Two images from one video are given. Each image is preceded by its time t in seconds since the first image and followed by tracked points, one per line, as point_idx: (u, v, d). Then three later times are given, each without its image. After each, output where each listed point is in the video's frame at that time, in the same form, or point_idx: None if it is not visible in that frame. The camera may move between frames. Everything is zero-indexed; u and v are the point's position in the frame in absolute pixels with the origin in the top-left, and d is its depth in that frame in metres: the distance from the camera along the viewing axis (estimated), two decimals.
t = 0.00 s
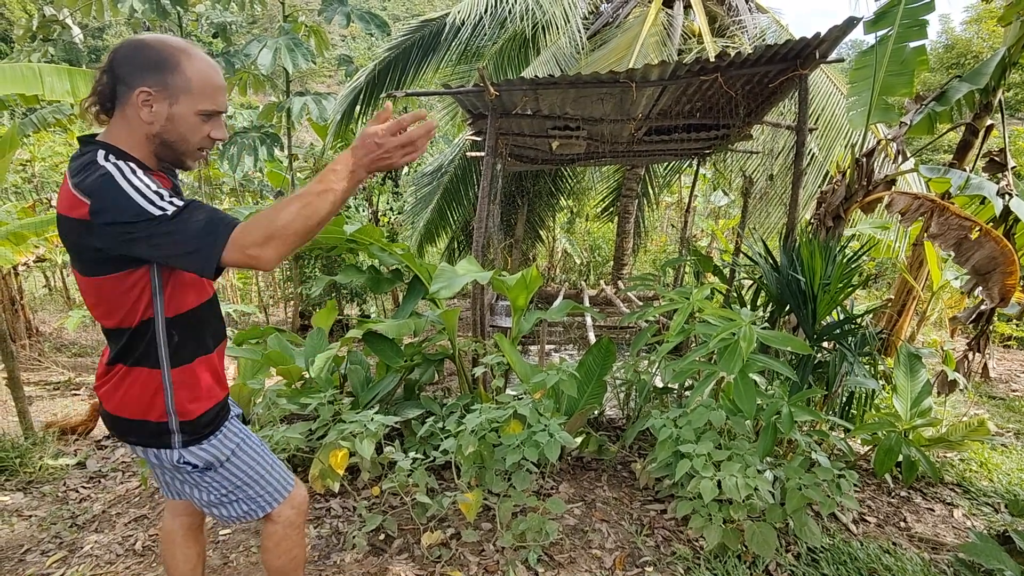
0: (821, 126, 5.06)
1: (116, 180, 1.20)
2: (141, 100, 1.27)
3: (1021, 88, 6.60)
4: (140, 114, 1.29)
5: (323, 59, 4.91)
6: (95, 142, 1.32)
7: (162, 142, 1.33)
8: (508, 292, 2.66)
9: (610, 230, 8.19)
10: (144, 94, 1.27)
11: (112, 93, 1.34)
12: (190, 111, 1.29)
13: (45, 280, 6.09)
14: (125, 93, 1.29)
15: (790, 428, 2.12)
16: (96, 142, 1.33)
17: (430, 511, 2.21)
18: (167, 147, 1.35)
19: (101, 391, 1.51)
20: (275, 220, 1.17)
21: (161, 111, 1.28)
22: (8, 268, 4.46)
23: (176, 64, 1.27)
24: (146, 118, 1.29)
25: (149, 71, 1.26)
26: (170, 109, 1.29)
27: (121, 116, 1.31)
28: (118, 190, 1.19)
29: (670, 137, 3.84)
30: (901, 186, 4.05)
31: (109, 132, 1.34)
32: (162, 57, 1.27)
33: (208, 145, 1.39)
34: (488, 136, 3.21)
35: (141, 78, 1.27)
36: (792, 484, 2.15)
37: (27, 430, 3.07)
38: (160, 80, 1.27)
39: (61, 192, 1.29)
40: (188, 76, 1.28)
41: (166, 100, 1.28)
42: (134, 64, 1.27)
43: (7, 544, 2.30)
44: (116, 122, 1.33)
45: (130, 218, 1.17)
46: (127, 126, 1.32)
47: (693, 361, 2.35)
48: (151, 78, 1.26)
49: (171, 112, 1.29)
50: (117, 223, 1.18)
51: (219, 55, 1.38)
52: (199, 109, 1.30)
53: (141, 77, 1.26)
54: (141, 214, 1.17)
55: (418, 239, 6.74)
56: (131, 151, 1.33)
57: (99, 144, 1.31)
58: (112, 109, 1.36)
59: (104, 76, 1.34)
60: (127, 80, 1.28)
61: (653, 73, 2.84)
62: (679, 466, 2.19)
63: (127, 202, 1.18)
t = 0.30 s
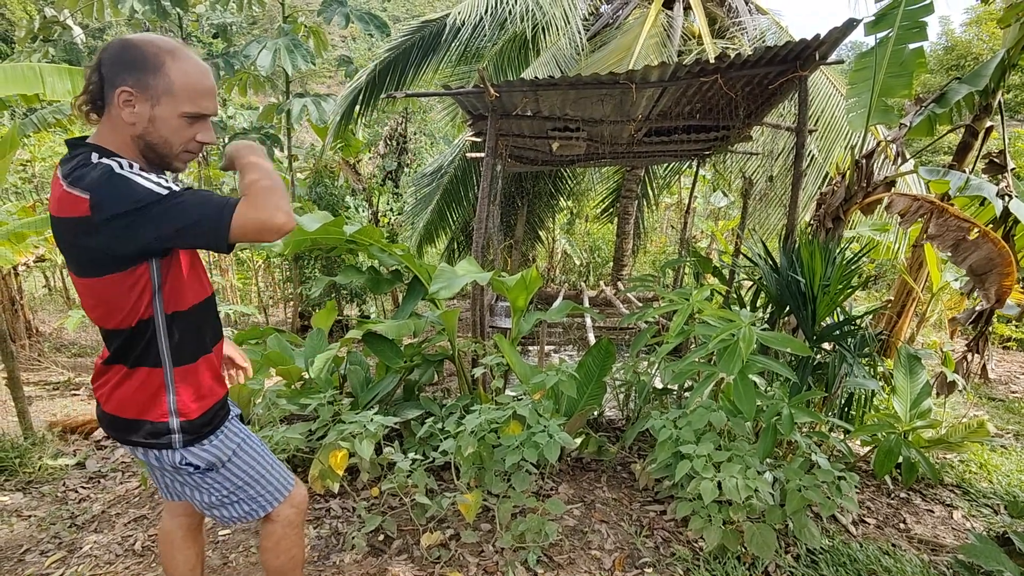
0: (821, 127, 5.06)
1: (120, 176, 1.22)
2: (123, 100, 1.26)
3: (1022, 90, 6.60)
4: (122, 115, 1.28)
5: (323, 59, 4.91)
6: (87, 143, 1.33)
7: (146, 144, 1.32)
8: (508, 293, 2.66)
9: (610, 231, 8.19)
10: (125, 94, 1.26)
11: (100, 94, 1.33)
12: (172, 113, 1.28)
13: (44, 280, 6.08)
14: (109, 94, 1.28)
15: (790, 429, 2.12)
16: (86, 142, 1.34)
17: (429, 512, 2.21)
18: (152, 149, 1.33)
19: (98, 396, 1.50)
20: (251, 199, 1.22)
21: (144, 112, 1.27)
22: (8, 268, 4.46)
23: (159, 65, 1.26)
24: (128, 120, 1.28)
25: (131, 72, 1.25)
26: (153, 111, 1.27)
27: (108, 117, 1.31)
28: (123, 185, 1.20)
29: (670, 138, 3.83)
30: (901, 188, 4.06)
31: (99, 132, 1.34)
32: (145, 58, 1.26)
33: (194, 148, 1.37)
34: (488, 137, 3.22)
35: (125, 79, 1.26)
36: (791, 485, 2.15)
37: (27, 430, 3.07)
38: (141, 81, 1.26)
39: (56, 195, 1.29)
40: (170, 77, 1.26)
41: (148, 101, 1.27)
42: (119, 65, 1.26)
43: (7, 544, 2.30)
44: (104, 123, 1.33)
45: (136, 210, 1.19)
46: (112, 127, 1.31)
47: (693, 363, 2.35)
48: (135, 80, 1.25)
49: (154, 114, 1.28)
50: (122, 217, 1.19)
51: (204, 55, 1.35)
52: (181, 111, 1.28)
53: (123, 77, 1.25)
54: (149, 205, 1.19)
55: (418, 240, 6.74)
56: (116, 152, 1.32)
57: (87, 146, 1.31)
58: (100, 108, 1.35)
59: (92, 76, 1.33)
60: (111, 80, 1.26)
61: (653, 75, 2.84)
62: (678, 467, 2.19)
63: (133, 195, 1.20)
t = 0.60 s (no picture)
0: (821, 128, 5.06)
1: (112, 181, 1.21)
2: (128, 97, 1.27)
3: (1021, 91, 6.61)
4: (127, 111, 1.29)
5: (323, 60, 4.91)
6: (81, 146, 1.30)
7: (154, 136, 1.34)
8: (508, 293, 2.66)
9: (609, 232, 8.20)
10: (130, 90, 1.27)
11: (88, 95, 1.31)
12: (178, 102, 1.31)
13: (44, 280, 6.08)
14: (106, 94, 1.27)
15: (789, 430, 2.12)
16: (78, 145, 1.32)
17: (429, 513, 2.21)
18: (157, 140, 1.36)
19: (104, 395, 1.51)
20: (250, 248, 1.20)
21: (150, 105, 1.29)
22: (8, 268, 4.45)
23: (156, 56, 1.28)
24: (135, 115, 1.29)
25: (129, 67, 1.26)
26: (159, 102, 1.30)
27: (105, 115, 1.30)
28: (112, 191, 1.19)
29: (670, 140, 3.83)
30: (900, 189, 4.06)
31: (92, 134, 1.32)
32: (139, 51, 1.27)
33: (195, 134, 1.41)
34: (488, 137, 3.22)
35: (124, 75, 1.26)
36: (791, 486, 2.15)
37: (26, 430, 3.07)
38: (143, 75, 1.27)
39: (58, 199, 1.30)
40: (170, 67, 1.29)
41: (154, 94, 1.28)
42: (112, 62, 1.26)
43: (6, 545, 2.30)
44: (99, 123, 1.31)
45: (123, 219, 1.17)
46: (113, 124, 1.31)
47: (692, 364, 2.35)
48: (134, 74, 1.26)
49: (160, 106, 1.30)
50: (112, 222, 1.18)
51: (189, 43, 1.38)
52: (186, 99, 1.32)
53: (123, 74, 1.26)
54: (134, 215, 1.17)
55: (418, 240, 6.74)
56: (122, 149, 1.33)
57: (86, 148, 1.30)
58: (89, 109, 1.33)
59: (77, 79, 1.31)
60: (107, 79, 1.26)
61: (653, 75, 2.84)
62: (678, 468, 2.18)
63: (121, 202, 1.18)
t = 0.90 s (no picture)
0: (821, 129, 5.07)
1: (110, 179, 1.21)
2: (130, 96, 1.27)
3: (1022, 92, 6.62)
4: (128, 110, 1.29)
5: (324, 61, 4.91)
6: (81, 146, 1.30)
7: (155, 137, 1.34)
8: (508, 293, 2.66)
9: (609, 232, 8.21)
10: (131, 90, 1.27)
11: (89, 95, 1.31)
12: (179, 102, 1.31)
13: (45, 280, 6.09)
14: (108, 94, 1.27)
15: (789, 431, 2.12)
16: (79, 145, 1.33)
17: (429, 513, 2.21)
18: (157, 141, 1.36)
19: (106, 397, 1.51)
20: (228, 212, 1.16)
21: (151, 106, 1.29)
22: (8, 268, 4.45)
23: (157, 56, 1.28)
24: (136, 114, 1.29)
25: (130, 67, 1.26)
26: (160, 102, 1.30)
27: (105, 115, 1.30)
28: (109, 186, 1.19)
29: (670, 140, 3.83)
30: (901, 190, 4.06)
31: (92, 134, 1.32)
32: (141, 51, 1.27)
33: (196, 134, 1.40)
34: (488, 138, 3.23)
35: (125, 76, 1.26)
36: (792, 487, 2.15)
37: (27, 430, 3.07)
38: (145, 74, 1.27)
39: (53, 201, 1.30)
40: (172, 66, 1.29)
41: (155, 93, 1.28)
42: (115, 62, 1.26)
43: (7, 545, 2.30)
44: (99, 122, 1.31)
45: (121, 213, 1.17)
46: (113, 124, 1.31)
47: (692, 364, 2.35)
48: (136, 75, 1.27)
49: (161, 105, 1.30)
50: (111, 220, 1.18)
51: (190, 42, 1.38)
52: (187, 99, 1.32)
53: (125, 74, 1.26)
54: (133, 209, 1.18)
55: (418, 241, 6.74)
56: (123, 149, 1.33)
57: (87, 148, 1.30)
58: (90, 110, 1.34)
59: (78, 79, 1.31)
60: (109, 79, 1.26)
61: (653, 76, 2.84)
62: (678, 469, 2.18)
63: (118, 197, 1.19)
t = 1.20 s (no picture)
0: (821, 130, 5.06)
1: (140, 192, 1.22)
2: (140, 94, 1.28)
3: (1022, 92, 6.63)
4: (139, 108, 1.30)
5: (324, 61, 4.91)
6: (97, 151, 1.30)
7: (167, 133, 1.35)
8: (509, 294, 2.66)
9: (610, 232, 8.21)
10: (141, 88, 1.28)
11: (95, 97, 1.31)
12: (187, 96, 1.33)
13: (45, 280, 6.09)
14: (119, 92, 1.28)
15: (790, 431, 2.12)
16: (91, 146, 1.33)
17: (429, 513, 2.21)
18: (168, 138, 1.36)
19: (104, 398, 1.50)
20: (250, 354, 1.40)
21: (163, 102, 1.30)
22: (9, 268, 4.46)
23: (161, 53, 1.30)
24: (148, 111, 1.30)
25: (137, 65, 1.27)
26: (171, 97, 1.31)
27: (115, 115, 1.30)
28: (137, 204, 1.20)
29: (671, 141, 3.83)
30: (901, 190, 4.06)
31: (102, 137, 1.32)
32: (145, 49, 1.28)
33: (201, 128, 1.42)
34: (489, 138, 3.23)
35: (136, 73, 1.27)
36: (793, 488, 2.15)
37: (27, 430, 3.08)
38: (153, 71, 1.29)
39: (67, 199, 1.29)
40: (176, 62, 1.31)
41: (165, 89, 1.30)
42: (122, 60, 1.27)
43: (7, 545, 2.30)
44: (109, 123, 1.31)
45: (151, 232, 1.20)
46: (125, 124, 1.31)
47: (693, 365, 2.35)
48: (146, 71, 1.28)
49: (172, 101, 1.31)
50: (135, 237, 1.19)
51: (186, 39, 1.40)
52: (194, 92, 1.34)
53: (133, 72, 1.27)
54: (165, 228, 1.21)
55: (419, 241, 6.74)
56: (136, 147, 1.33)
57: (102, 147, 1.31)
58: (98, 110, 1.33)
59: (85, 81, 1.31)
60: (119, 77, 1.27)
61: (654, 76, 2.84)
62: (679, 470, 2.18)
63: (148, 211, 1.20)
